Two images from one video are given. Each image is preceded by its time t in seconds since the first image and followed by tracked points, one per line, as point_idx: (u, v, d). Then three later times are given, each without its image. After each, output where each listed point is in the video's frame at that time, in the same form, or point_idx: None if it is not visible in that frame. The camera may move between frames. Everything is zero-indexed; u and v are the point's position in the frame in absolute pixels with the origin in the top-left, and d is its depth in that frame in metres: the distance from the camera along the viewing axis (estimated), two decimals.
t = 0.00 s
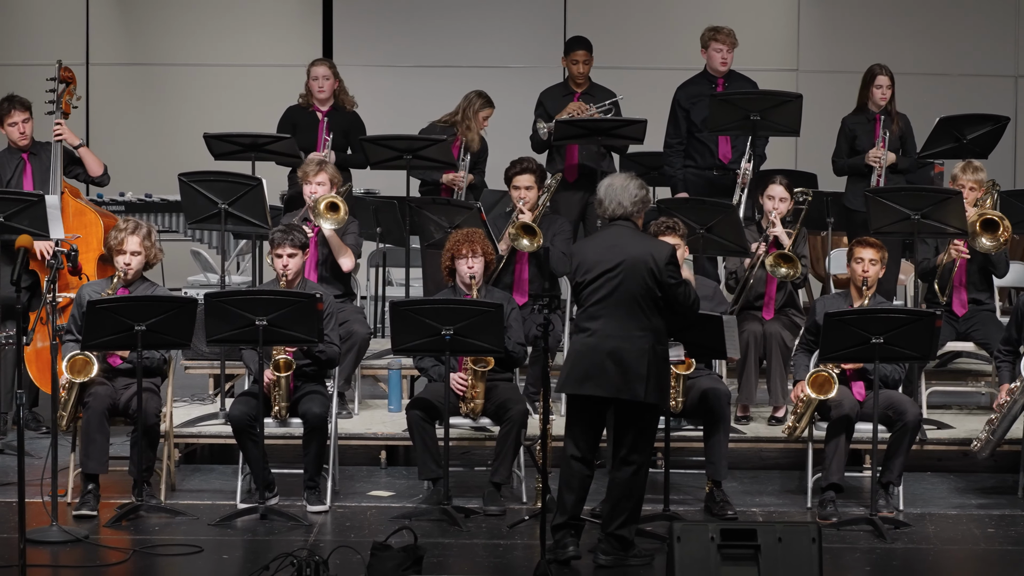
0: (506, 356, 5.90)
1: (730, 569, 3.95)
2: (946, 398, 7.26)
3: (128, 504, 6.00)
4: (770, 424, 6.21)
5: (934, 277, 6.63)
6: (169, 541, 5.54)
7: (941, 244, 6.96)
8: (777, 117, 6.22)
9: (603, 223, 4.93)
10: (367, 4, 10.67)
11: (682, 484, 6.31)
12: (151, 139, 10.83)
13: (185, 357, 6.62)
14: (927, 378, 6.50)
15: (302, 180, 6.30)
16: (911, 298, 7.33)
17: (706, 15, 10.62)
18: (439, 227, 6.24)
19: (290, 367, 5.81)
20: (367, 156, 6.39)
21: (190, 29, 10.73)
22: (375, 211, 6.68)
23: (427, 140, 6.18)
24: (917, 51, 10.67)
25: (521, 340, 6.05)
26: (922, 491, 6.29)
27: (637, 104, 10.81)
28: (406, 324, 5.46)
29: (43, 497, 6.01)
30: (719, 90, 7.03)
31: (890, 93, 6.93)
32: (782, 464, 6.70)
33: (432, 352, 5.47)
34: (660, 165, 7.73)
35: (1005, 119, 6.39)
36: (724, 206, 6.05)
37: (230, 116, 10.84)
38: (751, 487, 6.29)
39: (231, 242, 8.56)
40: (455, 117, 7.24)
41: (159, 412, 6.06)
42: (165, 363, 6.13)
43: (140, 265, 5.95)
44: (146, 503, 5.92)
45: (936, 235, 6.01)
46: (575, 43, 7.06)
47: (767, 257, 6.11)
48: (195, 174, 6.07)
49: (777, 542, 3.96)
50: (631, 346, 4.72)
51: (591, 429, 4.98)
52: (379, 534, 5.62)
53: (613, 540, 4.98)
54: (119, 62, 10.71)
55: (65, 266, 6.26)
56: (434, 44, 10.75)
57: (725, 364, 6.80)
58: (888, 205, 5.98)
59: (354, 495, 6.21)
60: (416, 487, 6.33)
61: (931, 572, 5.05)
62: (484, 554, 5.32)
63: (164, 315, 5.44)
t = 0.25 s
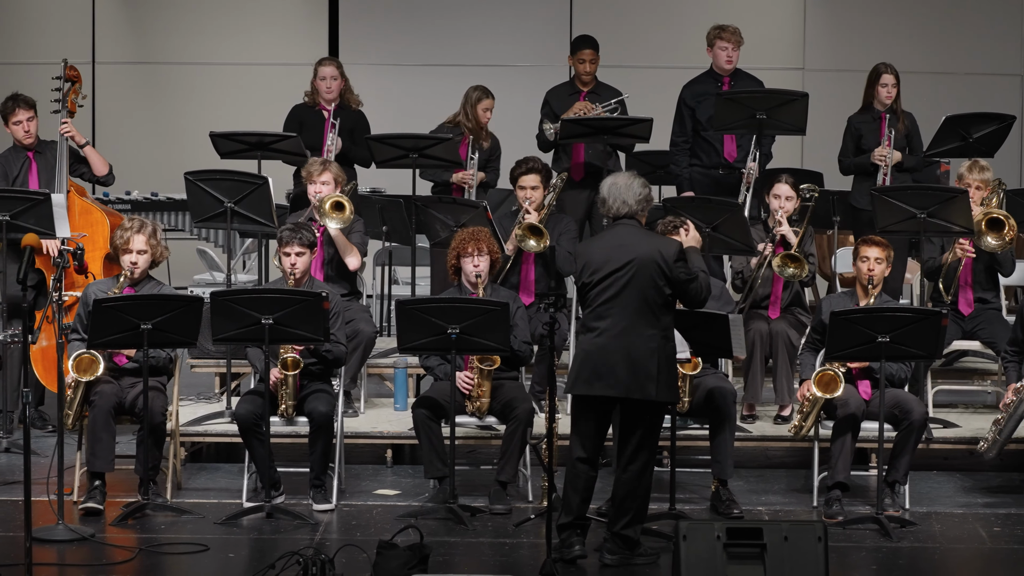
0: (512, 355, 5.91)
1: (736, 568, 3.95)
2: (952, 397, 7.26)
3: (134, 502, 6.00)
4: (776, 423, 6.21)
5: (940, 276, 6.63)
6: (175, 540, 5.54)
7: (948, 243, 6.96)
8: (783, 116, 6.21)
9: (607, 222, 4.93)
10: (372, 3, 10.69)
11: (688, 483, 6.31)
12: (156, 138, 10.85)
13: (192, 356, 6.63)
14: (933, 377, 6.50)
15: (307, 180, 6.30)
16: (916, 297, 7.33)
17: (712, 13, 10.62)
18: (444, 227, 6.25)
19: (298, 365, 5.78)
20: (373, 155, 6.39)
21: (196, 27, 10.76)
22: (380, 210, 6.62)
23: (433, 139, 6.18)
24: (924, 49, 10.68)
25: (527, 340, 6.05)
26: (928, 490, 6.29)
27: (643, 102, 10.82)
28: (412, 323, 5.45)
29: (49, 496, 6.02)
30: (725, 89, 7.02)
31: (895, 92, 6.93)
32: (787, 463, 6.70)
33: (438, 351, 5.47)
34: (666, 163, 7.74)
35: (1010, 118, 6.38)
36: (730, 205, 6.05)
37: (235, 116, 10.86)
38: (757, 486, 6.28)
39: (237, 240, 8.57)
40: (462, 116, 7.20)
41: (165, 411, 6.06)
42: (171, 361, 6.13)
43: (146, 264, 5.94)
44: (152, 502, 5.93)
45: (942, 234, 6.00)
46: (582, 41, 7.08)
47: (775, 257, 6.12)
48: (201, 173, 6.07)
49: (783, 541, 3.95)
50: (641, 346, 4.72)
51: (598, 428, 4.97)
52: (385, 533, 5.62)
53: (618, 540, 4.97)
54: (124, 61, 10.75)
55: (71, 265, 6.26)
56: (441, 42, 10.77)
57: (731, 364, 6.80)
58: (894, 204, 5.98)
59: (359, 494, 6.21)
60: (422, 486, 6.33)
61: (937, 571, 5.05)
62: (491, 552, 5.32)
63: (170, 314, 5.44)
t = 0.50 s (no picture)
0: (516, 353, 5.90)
1: (740, 566, 3.95)
2: (956, 395, 7.26)
3: (139, 500, 6.00)
4: (781, 421, 6.21)
5: (944, 274, 6.62)
6: (180, 538, 5.54)
7: (952, 241, 6.96)
8: (787, 115, 6.21)
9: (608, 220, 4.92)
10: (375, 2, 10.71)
11: (693, 482, 6.32)
12: (159, 137, 10.88)
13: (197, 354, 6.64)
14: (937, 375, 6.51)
15: (310, 178, 6.31)
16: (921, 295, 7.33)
17: (716, 12, 10.63)
18: (449, 225, 6.24)
19: (304, 363, 5.81)
20: (378, 153, 6.39)
21: (200, 26, 10.77)
22: (385, 208, 6.70)
23: (437, 137, 6.18)
24: (929, 48, 10.69)
25: (531, 338, 6.04)
26: (932, 488, 6.29)
27: (647, 101, 10.84)
28: (417, 321, 5.45)
29: (53, 494, 6.02)
30: (730, 88, 7.02)
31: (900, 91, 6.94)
32: (792, 461, 6.71)
33: (442, 349, 5.47)
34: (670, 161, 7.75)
35: (1015, 116, 6.38)
36: (735, 203, 6.05)
37: (238, 114, 10.88)
38: (761, 484, 6.28)
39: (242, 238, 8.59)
40: (467, 117, 7.16)
41: (170, 409, 6.06)
42: (176, 360, 6.13)
43: (151, 263, 5.93)
44: (157, 500, 5.93)
45: (946, 232, 6.01)
46: (588, 38, 7.09)
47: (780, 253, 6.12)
48: (205, 171, 6.07)
49: (787, 539, 3.95)
50: (648, 344, 4.72)
51: (602, 427, 4.96)
52: (389, 531, 5.62)
53: (623, 538, 4.97)
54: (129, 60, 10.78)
55: (76, 264, 6.26)
56: (446, 40, 10.80)
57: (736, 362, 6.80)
58: (898, 202, 5.97)
59: (364, 492, 6.21)
60: (426, 484, 6.33)
61: (941, 569, 5.06)
62: (495, 550, 5.32)
63: (175, 312, 5.44)
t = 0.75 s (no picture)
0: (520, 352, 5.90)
1: (744, 564, 3.94)
2: (961, 394, 7.26)
3: (143, 499, 6.00)
4: (785, 420, 6.21)
5: (949, 272, 6.64)
6: (184, 536, 5.54)
7: (957, 240, 6.96)
8: (791, 113, 6.21)
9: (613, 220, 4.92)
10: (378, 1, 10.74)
11: (697, 480, 6.32)
12: (163, 136, 10.91)
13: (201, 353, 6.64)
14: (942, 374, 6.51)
15: (313, 177, 6.31)
16: (925, 294, 7.34)
17: (719, 10, 10.65)
18: (453, 223, 6.23)
19: (310, 362, 5.85)
20: (382, 152, 6.39)
21: (204, 24, 10.83)
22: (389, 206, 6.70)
23: (441, 136, 6.17)
24: (934, 47, 10.69)
25: (535, 336, 6.04)
26: (936, 487, 6.29)
27: (651, 100, 10.85)
28: (421, 320, 5.45)
29: (57, 492, 6.02)
30: (733, 86, 7.03)
31: (905, 89, 6.93)
32: (796, 460, 6.71)
33: (447, 348, 5.47)
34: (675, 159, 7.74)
35: (1019, 115, 6.38)
36: (739, 201, 6.05)
37: (242, 113, 10.92)
38: (765, 483, 6.28)
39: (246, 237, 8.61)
40: (473, 117, 7.18)
41: (174, 408, 6.06)
42: (180, 359, 6.14)
43: (156, 262, 5.95)
44: (161, 498, 5.93)
45: (951, 230, 6.02)
46: (594, 36, 7.06)
47: (784, 250, 6.11)
48: (210, 169, 6.07)
49: (792, 538, 3.95)
50: (653, 344, 4.72)
51: (607, 427, 4.97)
52: (393, 530, 5.63)
53: (627, 537, 4.97)
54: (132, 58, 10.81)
55: (80, 262, 6.27)
56: (450, 38, 10.84)
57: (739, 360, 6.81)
58: (902, 200, 5.96)
59: (368, 490, 6.21)
60: (430, 483, 6.33)
61: (945, 567, 5.06)
62: (499, 549, 5.32)
63: (179, 310, 5.43)
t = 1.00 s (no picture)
0: (524, 350, 5.89)
1: (747, 563, 3.94)
2: (965, 393, 7.26)
3: (147, 497, 6.00)
4: (789, 418, 6.21)
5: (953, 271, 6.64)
6: (188, 535, 5.54)
7: (961, 238, 6.97)
8: (795, 112, 6.21)
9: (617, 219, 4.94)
10: None
11: (701, 479, 6.32)
12: (167, 134, 10.96)
13: (205, 352, 6.65)
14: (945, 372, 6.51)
15: (317, 175, 6.32)
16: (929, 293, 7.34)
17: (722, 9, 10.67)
18: (457, 222, 6.23)
19: (312, 360, 5.79)
20: (386, 150, 6.39)
21: (207, 23, 10.84)
22: (393, 205, 6.70)
23: (445, 135, 6.19)
24: (939, 46, 10.71)
25: (540, 335, 6.04)
26: (940, 485, 6.29)
27: (653, 99, 10.86)
28: (425, 318, 5.45)
29: (61, 491, 6.03)
30: (738, 84, 7.03)
31: (909, 88, 6.93)
32: (800, 459, 6.71)
33: (451, 347, 5.46)
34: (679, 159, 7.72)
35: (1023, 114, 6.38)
36: (744, 200, 6.06)
37: (246, 111, 10.96)
38: (769, 481, 6.29)
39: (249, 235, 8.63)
40: (479, 115, 7.18)
41: (178, 407, 6.06)
42: (184, 357, 6.14)
43: (160, 261, 5.95)
44: (165, 497, 5.93)
45: (955, 229, 6.02)
46: (600, 34, 7.07)
47: (787, 248, 6.11)
48: (214, 168, 6.07)
49: (795, 537, 3.94)
50: (653, 342, 4.71)
51: (610, 425, 4.97)
52: (397, 528, 5.62)
53: (631, 536, 4.98)
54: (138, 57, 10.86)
55: (84, 261, 6.27)
56: (454, 37, 10.87)
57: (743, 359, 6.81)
58: (907, 199, 5.97)
59: (372, 489, 6.21)
60: (434, 481, 6.33)
61: (949, 566, 5.06)
62: (503, 548, 5.32)
63: (183, 309, 5.43)
